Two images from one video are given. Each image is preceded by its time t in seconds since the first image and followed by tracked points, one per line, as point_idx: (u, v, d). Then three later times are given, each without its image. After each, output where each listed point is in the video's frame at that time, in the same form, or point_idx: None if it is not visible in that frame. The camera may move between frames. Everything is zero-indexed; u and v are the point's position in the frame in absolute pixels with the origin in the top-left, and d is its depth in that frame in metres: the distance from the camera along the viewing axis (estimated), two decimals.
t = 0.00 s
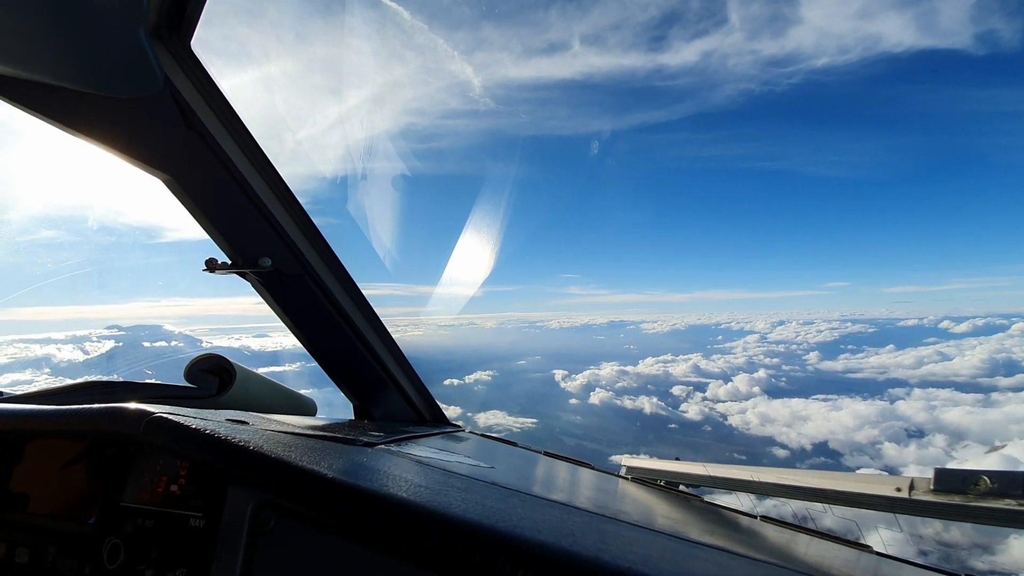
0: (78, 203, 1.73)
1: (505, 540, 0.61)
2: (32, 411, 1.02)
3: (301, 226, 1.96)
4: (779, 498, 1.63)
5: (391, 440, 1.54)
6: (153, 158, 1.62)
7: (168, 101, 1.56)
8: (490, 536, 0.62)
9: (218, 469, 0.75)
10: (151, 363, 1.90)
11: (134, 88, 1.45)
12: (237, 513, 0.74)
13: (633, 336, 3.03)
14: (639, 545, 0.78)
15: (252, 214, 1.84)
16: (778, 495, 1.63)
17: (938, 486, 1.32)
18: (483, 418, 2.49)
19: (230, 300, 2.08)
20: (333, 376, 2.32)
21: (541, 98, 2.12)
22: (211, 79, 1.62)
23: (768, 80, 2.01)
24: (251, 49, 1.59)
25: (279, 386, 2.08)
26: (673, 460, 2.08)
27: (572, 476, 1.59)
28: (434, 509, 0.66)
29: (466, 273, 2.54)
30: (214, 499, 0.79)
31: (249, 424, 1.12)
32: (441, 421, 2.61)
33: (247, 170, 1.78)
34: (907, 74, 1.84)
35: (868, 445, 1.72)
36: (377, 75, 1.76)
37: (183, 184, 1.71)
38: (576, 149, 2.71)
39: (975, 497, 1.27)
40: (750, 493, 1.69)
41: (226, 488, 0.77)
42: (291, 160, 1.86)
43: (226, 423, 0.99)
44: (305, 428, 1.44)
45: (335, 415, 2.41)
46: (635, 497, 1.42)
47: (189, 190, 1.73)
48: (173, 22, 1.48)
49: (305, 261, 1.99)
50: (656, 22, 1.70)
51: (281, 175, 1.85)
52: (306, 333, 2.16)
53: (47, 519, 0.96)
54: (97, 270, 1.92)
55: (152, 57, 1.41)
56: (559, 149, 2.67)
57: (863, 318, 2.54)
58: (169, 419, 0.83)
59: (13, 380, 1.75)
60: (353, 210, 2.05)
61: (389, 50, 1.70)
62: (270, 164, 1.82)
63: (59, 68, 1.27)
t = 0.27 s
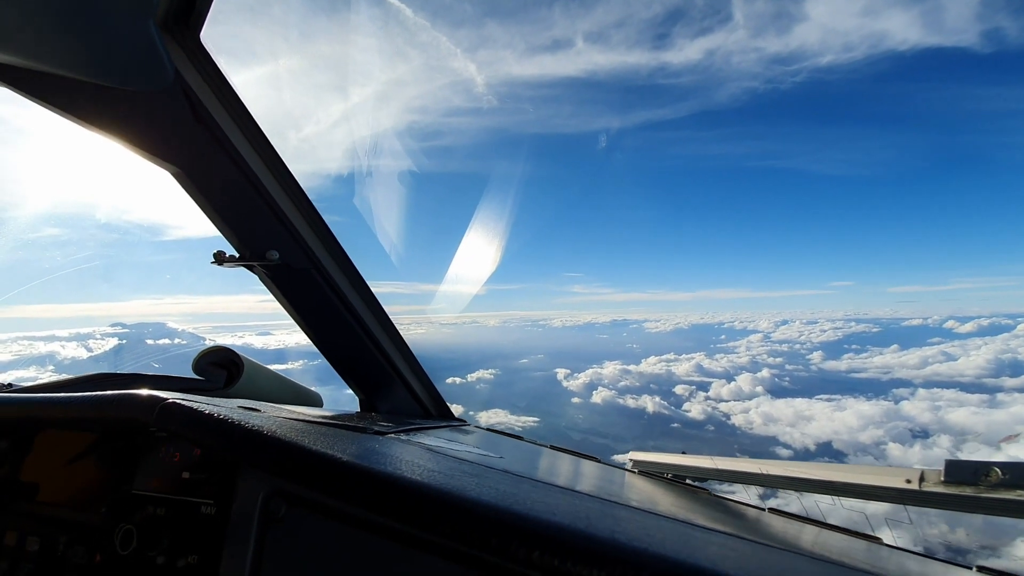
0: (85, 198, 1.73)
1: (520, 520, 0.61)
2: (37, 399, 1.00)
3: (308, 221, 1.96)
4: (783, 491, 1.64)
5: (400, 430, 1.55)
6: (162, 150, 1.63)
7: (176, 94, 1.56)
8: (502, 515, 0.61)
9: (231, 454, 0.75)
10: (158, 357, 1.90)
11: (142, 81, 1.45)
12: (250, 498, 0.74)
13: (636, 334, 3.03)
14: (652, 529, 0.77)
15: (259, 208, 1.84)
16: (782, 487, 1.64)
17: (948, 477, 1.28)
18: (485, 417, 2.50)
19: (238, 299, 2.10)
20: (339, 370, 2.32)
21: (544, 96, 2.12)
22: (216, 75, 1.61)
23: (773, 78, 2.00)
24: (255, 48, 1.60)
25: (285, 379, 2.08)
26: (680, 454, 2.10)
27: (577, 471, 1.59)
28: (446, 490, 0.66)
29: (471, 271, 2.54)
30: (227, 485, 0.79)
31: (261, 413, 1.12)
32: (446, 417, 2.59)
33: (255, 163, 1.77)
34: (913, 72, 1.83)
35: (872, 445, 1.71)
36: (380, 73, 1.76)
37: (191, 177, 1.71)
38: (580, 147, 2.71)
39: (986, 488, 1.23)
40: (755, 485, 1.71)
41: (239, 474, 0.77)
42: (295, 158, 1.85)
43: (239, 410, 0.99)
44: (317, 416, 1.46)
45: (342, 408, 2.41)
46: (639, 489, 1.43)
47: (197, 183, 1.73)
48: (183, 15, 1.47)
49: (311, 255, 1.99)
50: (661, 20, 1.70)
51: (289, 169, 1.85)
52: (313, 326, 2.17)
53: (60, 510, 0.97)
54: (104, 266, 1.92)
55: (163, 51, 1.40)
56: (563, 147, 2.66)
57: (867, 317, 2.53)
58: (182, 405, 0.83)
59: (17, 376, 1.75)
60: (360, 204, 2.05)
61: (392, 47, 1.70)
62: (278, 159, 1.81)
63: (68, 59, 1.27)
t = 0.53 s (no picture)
0: (86, 199, 1.73)
1: (511, 530, 0.61)
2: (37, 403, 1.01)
3: (308, 222, 1.96)
4: (782, 495, 1.64)
5: (397, 433, 1.54)
6: (162, 154, 1.63)
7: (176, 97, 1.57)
8: (492, 527, 0.61)
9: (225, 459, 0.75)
10: (158, 359, 1.90)
11: (143, 84, 1.46)
12: (245, 504, 0.74)
13: (637, 334, 3.03)
14: (643, 538, 0.77)
15: (259, 210, 1.84)
16: (779, 491, 1.65)
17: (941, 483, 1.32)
18: (486, 416, 2.50)
19: (237, 297, 2.10)
20: (338, 371, 2.32)
21: (545, 95, 2.12)
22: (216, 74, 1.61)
23: (774, 77, 2.00)
24: (255, 45, 1.60)
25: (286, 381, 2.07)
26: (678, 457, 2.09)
27: (575, 472, 1.59)
28: (436, 500, 0.66)
29: (472, 270, 2.54)
30: (223, 490, 0.79)
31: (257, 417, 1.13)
32: (445, 417, 2.59)
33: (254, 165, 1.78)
34: (915, 71, 1.83)
35: (875, 445, 1.72)
36: (381, 72, 1.76)
37: (191, 180, 1.71)
38: (581, 146, 2.70)
39: (979, 493, 1.26)
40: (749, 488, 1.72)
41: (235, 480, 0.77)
42: (295, 157, 1.86)
43: (235, 416, 0.99)
44: (314, 420, 1.45)
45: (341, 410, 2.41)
46: (638, 493, 1.42)
47: (197, 186, 1.73)
48: (182, 19, 1.49)
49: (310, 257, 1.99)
50: (662, 18, 1.69)
51: (287, 170, 1.86)
52: (312, 328, 2.17)
53: (58, 510, 0.95)
54: (105, 267, 1.93)
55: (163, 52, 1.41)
56: (564, 146, 2.66)
57: (869, 317, 2.53)
58: (178, 411, 0.83)
59: (17, 376, 1.73)
60: (360, 206, 2.05)
61: (393, 46, 1.70)
62: (278, 162, 1.83)
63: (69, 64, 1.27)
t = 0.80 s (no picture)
0: (86, 198, 1.73)
1: (511, 525, 0.61)
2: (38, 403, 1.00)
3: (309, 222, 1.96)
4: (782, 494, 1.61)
5: (397, 433, 1.54)
6: (163, 154, 1.63)
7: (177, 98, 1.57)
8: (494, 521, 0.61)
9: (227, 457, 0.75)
10: (159, 360, 1.89)
11: (143, 85, 1.46)
12: (248, 502, 0.74)
13: (638, 335, 3.03)
14: (643, 534, 0.76)
15: (261, 210, 1.84)
16: (780, 490, 1.62)
17: (938, 482, 1.27)
18: (485, 417, 2.52)
19: (237, 296, 2.08)
20: (338, 371, 2.32)
21: (546, 95, 2.12)
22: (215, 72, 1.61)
23: (775, 77, 1.99)
24: (255, 45, 1.59)
25: (285, 381, 2.05)
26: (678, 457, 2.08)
27: (575, 471, 1.58)
28: (437, 494, 0.65)
29: (472, 271, 2.53)
30: (225, 488, 0.79)
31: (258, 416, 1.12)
32: (446, 417, 2.58)
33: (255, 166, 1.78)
34: (916, 71, 1.83)
35: (875, 447, 1.72)
36: (381, 71, 1.75)
37: (193, 181, 1.71)
38: (581, 146, 2.70)
39: (977, 493, 1.22)
40: (750, 489, 1.70)
41: (237, 478, 0.76)
42: (296, 156, 1.85)
43: (235, 414, 0.99)
44: (314, 420, 1.45)
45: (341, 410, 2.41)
46: (638, 492, 1.42)
47: (198, 186, 1.73)
48: (183, 21, 1.49)
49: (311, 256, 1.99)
50: (662, 18, 1.69)
51: (288, 171, 1.85)
52: (313, 328, 2.17)
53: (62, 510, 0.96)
54: (106, 267, 1.93)
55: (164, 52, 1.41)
56: (564, 147, 2.66)
57: (870, 318, 2.52)
58: (179, 408, 0.83)
59: (17, 376, 1.73)
60: (359, 207, 2.05)
61: (392, 46, 1.70)
62: (279, 163, 1.83)
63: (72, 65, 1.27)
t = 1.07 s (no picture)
0: (86, 200, 1.74)
1: (498, 545, 0.60)
2: (36, 412, 1.01)
3: (305, 227, 1.94)
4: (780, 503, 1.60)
5: (390, 441, 1.53)
6: (158, 161, 1.63)
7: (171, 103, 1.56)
8: (482, 541, 0.60)
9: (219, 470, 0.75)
10: (156, 363, 1.89)
11: (137, 92, 1.45)
12: (238, 514, 0.74)
13: (637, 335, 3.03)
14: (632, 550, 0.76)
15: (256, 215, 1.83)
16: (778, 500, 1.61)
17: (934, 491, 1.29)
18: (484, 418, 2.48)
19: (239, 298, 2.10)
20: (335, 374, 2.32)
21: (545, 95, 2.11)
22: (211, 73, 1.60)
23: (775, 77, 1.99)
24: (253, 45, 1.59)
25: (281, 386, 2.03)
26: (675, 462, 2.06)
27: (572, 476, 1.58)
28: (426, 511, 0.65)
29: (470, 271, 2.53)
30: (215, 500, 0.79)
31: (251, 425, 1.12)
32: (441, 421, 2.57)
33: (250, 172, 1.77)
34: (917, 71, 1.82)
35: (877, 448, 1.69)
36: (380, 72, 1.75)
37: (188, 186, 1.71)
38: (581, 147, 2.70)
39: (974, 503, 1.24)
40: (748, 497, 1.69)
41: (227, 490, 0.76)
42: (293, 157, 1.85)
43: (227, 425, 0.98)
44: (305, 429, 1.44)
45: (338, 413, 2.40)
46: (634, 501, 1.41)
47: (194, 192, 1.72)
48: (177, 27, 1.50)
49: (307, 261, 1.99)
50: (662, 17, 1.69)
51: (283, 176, 1.84)
52: (309, 332, 2.16)
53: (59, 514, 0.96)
54: (103, 271, 1.94)
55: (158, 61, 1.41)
56: (563, 147, 2.66)
57: (870, 318, 2.52)
58: (168, 421, 0.82)
59: (17, 376, 1.74)
60: (357, 211, 2.05)
61: (391, 46, 1.69)
62: (273, 168, 1.82)
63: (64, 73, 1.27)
